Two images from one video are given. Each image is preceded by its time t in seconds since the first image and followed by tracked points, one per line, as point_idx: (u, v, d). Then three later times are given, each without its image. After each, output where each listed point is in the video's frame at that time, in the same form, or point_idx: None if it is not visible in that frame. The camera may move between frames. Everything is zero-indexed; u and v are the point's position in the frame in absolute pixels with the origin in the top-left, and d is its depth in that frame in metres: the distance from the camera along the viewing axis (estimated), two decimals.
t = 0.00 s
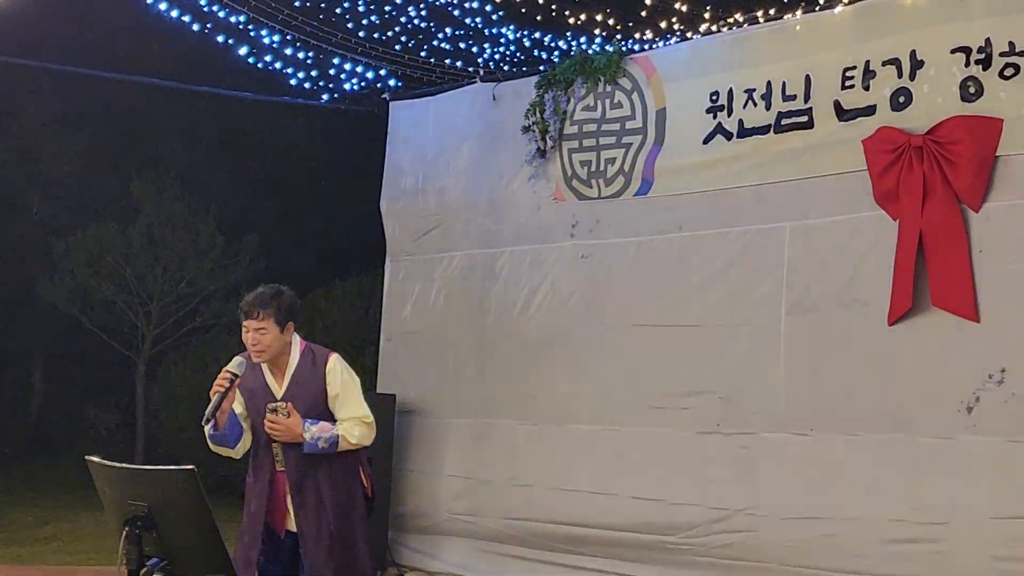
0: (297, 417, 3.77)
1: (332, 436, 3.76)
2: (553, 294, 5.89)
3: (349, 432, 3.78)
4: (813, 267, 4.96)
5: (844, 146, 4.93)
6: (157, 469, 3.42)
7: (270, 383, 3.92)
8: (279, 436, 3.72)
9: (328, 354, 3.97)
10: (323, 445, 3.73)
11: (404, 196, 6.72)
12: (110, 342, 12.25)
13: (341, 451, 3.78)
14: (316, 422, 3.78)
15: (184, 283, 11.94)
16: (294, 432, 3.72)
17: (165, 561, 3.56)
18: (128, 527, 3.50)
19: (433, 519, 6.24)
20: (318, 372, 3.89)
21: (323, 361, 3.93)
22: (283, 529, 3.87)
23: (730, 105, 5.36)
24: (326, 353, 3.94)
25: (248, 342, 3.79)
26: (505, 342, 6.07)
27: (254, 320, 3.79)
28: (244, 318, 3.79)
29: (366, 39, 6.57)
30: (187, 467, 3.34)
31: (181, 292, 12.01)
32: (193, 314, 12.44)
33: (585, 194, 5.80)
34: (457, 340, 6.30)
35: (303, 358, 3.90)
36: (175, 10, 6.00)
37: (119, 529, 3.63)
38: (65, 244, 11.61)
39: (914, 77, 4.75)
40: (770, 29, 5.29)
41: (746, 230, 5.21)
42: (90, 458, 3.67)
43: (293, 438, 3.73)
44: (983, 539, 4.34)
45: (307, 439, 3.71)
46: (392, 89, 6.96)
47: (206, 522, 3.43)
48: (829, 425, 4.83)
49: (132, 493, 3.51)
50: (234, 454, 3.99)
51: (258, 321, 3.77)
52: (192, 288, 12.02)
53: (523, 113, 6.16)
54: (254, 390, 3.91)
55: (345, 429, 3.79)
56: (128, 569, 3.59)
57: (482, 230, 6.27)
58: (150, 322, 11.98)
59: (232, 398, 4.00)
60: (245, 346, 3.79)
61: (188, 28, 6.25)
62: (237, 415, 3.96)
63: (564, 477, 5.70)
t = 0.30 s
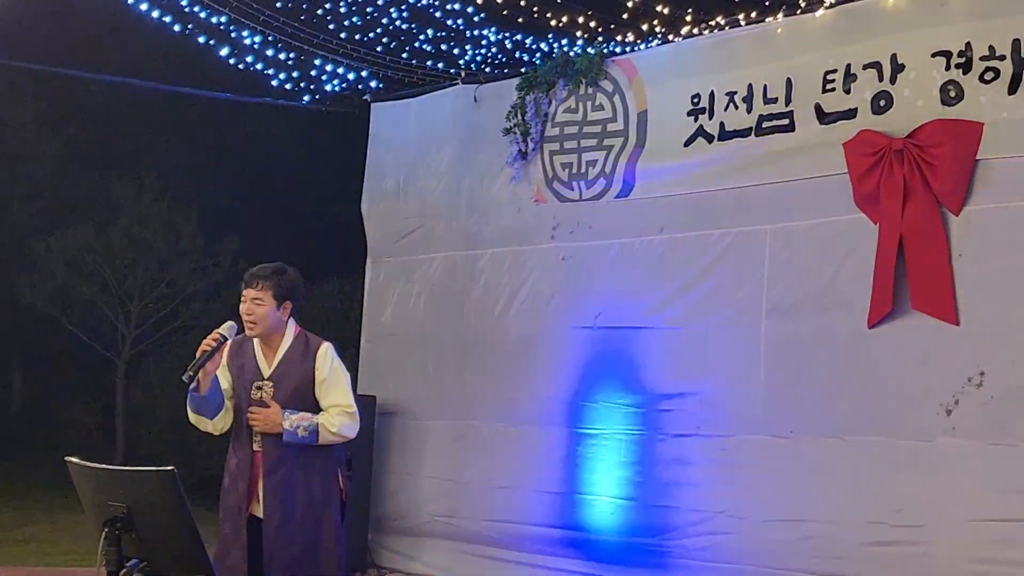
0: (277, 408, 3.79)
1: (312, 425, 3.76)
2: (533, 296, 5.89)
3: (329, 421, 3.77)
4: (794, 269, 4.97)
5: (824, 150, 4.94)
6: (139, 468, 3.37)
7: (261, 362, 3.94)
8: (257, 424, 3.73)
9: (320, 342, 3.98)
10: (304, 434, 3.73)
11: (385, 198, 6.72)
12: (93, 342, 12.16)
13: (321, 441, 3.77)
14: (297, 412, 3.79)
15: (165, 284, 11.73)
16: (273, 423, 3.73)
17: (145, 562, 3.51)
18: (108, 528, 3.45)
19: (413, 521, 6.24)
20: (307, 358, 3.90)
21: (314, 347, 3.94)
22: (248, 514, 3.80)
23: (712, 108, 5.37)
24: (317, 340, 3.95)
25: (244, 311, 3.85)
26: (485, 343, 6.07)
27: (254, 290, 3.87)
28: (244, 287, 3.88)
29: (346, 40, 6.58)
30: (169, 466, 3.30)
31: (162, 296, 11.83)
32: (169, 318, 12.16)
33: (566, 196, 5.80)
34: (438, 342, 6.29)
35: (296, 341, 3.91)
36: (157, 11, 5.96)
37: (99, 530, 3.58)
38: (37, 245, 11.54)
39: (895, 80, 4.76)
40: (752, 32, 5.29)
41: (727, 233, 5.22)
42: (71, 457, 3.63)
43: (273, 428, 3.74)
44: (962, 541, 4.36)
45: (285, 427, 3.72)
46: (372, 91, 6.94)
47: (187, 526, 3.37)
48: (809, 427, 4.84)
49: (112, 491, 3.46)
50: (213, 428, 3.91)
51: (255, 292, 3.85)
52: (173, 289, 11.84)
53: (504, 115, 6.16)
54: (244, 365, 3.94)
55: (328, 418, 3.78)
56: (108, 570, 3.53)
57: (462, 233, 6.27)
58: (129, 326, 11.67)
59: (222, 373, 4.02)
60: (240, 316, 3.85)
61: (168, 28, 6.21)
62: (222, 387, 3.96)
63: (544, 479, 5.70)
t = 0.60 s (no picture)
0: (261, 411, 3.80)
1: (295, 427, 3.78)
2: (513, 297, 5.89)
3: (314, 421, 3.79)
4: (772, 271, 4.98)
5: (803, 152, 4.94)
6: (117, 467, 3.38)
7: (251, 352, 3.95)
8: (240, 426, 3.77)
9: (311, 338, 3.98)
10: (287, 436, 3.75)
11: (364, 199, 6.72)
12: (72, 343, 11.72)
13: (306, 441, 3.80)
14: (281, 412, 3.81)
15: (141, 285, 11.53)
16: (257, 426, 3.76)
17: (123, 563, 3.51)
18: (86, 528, 3.45)
19: (392, 522, 6.23)
20: (295, 354, 3.90)
21: (305, 343, 3.95)
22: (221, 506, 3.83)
23: (692, 109, 5.37)
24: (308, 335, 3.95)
25: (239, 298, 3.89)
26: (466, 344, 6.06)
27: (251, 278, 3.91)
28: (242, 274, 3.93)
29: (328, 39, 6.55)
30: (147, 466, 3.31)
31: (139, 295, 11.58)
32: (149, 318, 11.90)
33: (546, 197, 5.81)
34: (419, 342, 6.28)
35: (286, 335, 3.92)
36: (136, 11, 6.01)
37: (77, 531, 3.58)
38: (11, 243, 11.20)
39: (875, 83, 4.77)
40: (732, 34, 5.30)
41: (707, 234, 5.22)
42: (48, 458, 3.62)
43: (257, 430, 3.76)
44: (939, 543, 4.37)
45: (269, 428, 3.75)
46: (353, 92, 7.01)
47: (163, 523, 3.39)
48: (787, 429, 4.84)
49: (90, 491, 3.46)
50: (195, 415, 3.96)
51: (252, 279, 3.90)
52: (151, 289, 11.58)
53: (485, 116, 6.17)
54: (234, 356, 3.95)
55: (313, 418, 3.80)
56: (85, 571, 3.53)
57: (441, 235, 6.27)
58: (107, 325, 11.53)
59: (210, 360, 4.06)
60: (235, 303, 3.89)
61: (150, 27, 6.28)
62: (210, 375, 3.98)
63: (523, 480, 5.69)
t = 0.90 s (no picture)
0: (237, 401, 4.02)
1: (269, 418, 3.97)
2: (495, 297, 5.89)
3: (287, 415, 3.99)
4: (755, 272, 4.98)
5: (785, 153, 4.95)
6: (100, 466, 3.33)
7: (235, 343, 4.19)
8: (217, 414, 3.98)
9: (295, 334, 4.19)
10: (261, 426, 3.95)
11: (347, 199, 6.73)
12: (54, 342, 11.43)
13: (279, 434, 3.99)
14: (258, 404, 4.02)
15: (125, 284, 11.48)
16: (230, 415, 3.96)
17: (104, 563, 3.46)
18: (67, 527, 3.41)
19: (374, 522, 6.23)
20: (275, 349, 4.11)
21: (287, 338, 4.15)
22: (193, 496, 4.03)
23: (675, 110, 5.38)
24: (291, 331, 4.16)
25: (228, 287, 4.13)
26: (449, 344, 6.06)
27: (242, 269, 4.14)
28: (235, 265, 4.16)
29: (310, 39, 6.59)
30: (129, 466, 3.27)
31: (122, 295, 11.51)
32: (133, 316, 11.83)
33: (529, 198, 5.82)
34: (402, 343, 6.28)
35: (269, 329, 4.14)
36: (119, 10, 5.94)
37: (57, 529, 3.53)
38: None
39: (858, 85, 4.78)
40: (715, 36, 5.32)
41: (690, 235, 5.22)
42: (28, 456, 3.57)
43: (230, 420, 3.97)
44: (922, 545, 4.37)
45: (243, 419, 3.94)
46: (336, 92, 7.04)
47: (143, 524, 3.36)
48: (770, 430, 4.84)
49: (71, 490, 3.41)
50: (175, 401, 4.20)
51: (242, 270, 4.12)
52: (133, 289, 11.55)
53: (467, 116, 6.18)
54: (219, 347, 4.19)
55: (287, 411, 3.99)
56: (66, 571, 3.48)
57: (423, 235, 6.28)
58: (90, 325, 11.42)
59: (197, 350, 4.30)
60: (224, 291, 4.12)
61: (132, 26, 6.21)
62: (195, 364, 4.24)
63: (506, 481, 5.68)
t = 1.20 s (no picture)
0: (218, 399, 4.00)
1: (254, 412, 3.99)
2: (480, 296, 5.90)
3: (273, 409, 3.99)
4: (739, 272, 4.98)
5: (769, 154, 4.96)
6: (83, 465, 3.28)
7: (217, 340, 4.19)
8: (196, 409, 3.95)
9: (277, 330, 4.20)
10: (246, 421, 3.97)
11: (333, 199, 6.72)
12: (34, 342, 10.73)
13: (264, 429, 4.00)
14: (242, 399, 4.03)
15: (110, 283, 10.65)
16: (214, 412, 3.94)
17: (89, 561, 3.43)
18: (51, 526, 3.37)
19: (358, 522, 6.23)
20: (258, 345, 4.12)
21: (269, 334, 4.17)
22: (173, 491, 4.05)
23: (661, 111, 5.39)
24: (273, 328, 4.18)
25: (214, 283, 4.16)
26: (435, 344, 6.05)
27: (228, 266, 4.18)
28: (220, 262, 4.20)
29: (296, 39, 6.59)
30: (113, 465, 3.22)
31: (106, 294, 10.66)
32: (119, 315, 10.97)
33: (514, 198, 5.82)
34: (388, 342, 6.27)
35: (252, 325, 4.15)
36: (105, 8, 5.99)
37: (41, 527, 3.49)
38: None
39: (843, 86, 4.79)
40: (701, 37, 5.32)
41: (675, 235, 5.23)
42: (11, 452, 3.53)
43: (215, 417, 3.95)
44: (905, 546, 4.37)
45: (227, 414, 3.95)
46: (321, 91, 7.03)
47: (129, 528, 3.33)
48: (754, 430, 4.85)
49: (55, 489, 3.36)
50: (156, 398, 4.17)
51: (228, 266, 4.16)
52: (118, 288, 10.74)
53: (454, 116, 6.18)
54: (201, 344, 4.19)
55: (271, 405, 4.00)
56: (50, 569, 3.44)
57: (409, 235, 6.28)
58: (75, 322, 10.58)
59: (179, 348, 4.29)
60: (209, 287, 4.15)
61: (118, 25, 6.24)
62: (177, 361, 4.25)
63: (491, 480, 5.69)
